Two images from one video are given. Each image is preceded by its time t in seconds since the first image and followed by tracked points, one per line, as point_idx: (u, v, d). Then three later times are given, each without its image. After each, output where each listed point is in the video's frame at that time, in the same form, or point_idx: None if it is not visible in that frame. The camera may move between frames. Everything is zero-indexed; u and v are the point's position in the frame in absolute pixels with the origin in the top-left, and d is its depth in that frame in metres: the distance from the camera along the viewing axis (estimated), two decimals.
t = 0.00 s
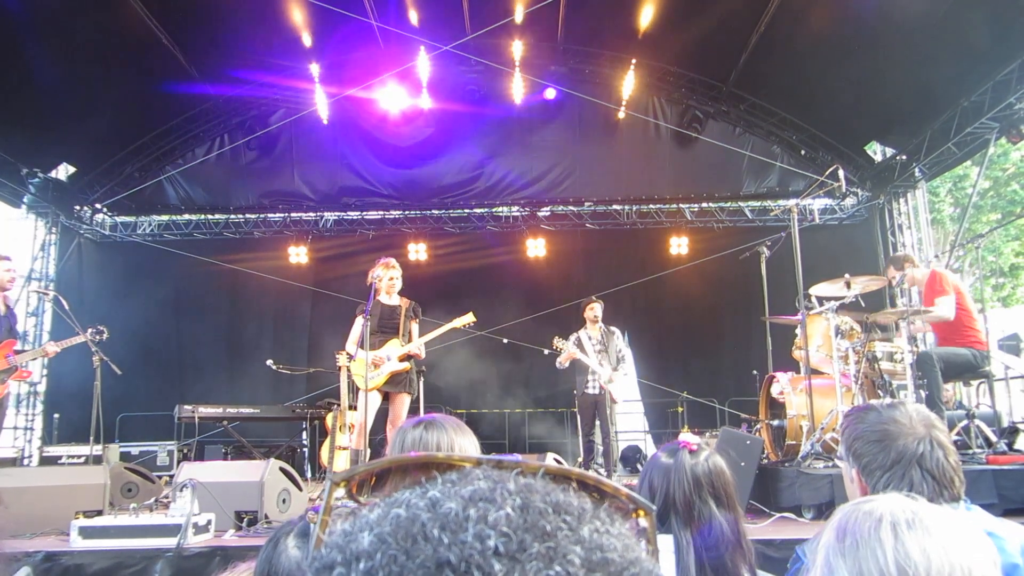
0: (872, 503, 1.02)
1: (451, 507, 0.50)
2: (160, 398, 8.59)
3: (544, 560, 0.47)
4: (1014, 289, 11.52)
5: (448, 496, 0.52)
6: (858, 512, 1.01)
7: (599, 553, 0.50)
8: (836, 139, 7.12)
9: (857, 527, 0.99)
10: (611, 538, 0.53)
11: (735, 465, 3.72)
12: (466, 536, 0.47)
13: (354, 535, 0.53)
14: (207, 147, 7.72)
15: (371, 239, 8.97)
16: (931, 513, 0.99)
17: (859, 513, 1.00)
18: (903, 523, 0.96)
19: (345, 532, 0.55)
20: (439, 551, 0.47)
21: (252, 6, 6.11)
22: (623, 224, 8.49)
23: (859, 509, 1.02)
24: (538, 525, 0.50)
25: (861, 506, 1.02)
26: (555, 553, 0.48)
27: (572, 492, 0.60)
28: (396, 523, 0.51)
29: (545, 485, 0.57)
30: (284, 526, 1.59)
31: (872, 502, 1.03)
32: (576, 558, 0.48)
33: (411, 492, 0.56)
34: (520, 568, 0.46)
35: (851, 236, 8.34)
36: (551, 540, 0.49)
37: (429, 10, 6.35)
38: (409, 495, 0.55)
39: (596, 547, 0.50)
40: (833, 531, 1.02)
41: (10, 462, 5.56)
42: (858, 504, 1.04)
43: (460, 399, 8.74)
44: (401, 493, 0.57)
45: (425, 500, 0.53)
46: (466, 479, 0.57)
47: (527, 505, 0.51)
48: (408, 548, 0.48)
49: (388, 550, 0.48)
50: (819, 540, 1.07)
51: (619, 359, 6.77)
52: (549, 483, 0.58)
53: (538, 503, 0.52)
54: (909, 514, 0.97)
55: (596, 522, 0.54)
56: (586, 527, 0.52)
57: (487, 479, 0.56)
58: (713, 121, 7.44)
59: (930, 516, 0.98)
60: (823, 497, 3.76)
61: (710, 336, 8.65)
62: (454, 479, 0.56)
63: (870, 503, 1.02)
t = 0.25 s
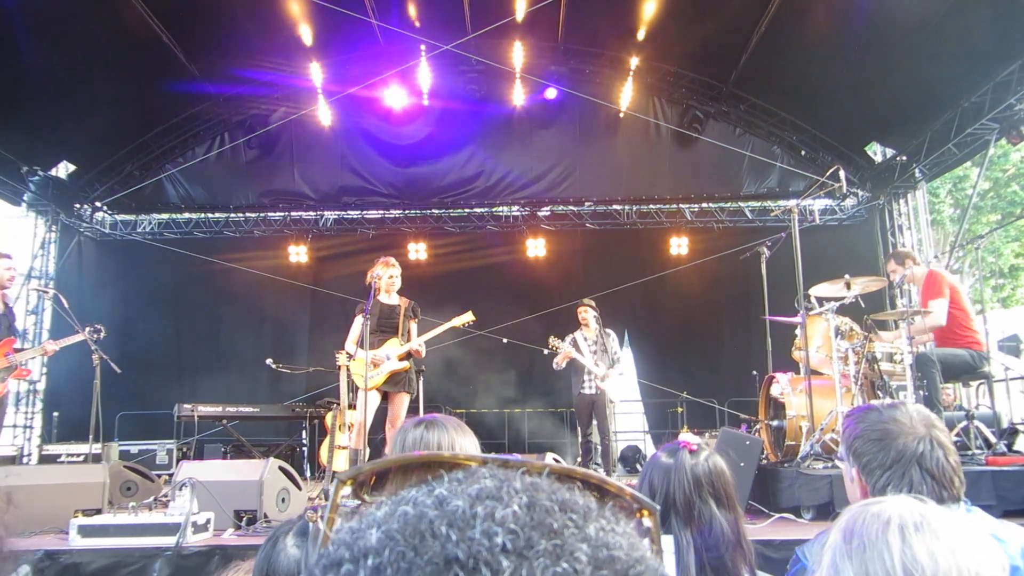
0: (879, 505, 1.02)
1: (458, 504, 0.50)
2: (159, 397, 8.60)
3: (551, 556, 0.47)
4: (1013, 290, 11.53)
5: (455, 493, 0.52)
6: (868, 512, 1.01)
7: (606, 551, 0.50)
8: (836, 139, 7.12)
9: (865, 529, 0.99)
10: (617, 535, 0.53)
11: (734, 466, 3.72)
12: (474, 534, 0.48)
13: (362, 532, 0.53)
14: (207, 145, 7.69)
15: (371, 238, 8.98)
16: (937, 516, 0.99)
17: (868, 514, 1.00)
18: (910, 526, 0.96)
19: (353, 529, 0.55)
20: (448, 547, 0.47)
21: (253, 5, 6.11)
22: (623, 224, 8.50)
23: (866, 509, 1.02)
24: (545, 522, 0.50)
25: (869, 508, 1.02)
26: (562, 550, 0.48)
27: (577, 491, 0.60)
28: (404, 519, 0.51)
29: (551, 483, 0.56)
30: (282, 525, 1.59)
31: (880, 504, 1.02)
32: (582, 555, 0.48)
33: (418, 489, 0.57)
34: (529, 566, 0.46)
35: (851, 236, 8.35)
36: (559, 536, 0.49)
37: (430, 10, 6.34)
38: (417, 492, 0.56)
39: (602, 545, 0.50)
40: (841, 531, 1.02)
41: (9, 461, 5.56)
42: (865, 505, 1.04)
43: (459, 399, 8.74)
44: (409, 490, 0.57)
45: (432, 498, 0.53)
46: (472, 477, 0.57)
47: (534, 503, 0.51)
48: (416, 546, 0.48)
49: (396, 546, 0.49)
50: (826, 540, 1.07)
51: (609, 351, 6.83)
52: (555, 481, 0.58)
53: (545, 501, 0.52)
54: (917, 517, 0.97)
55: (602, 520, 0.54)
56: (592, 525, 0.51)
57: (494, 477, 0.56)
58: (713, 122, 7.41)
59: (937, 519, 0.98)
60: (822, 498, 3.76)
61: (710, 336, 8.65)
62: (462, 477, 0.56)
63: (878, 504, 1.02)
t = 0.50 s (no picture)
0: (885, 506, 1.02)
1: (469, 506, 0.50)
2: (159, 397, 8.59)
3: (563, 559, 0.47)
4: (1013, 291, 11.53)
5: (466, 495, 0.52)
6: (874, 514, 1.01)
7: (617, 554, 0.50)
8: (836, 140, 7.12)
9: (871, 530, 0.98)
10: (627, 538, 0.53)
11: (734, 466, 3.72)
12: (486, 535, 0.48)
13: (372, 533, 0.53)
14: (207, 145, 7.69)
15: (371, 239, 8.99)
16: (943, 518, 0.99)
17: (874, 516, 1.00)
18: (916, 528, 0.96)
19: (362, 530, 0.55)
20: (459, 550, 0.47)
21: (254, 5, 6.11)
22: (623, 224, 8.51)
23: (870, 511, 1.02)
24: (556, 525, 0.50)
25: (873, 509, 1.02)
26: (574, 553, 0.48)
27: (587, 494, 0.61)
28: (414, 521, 0.51)
29: (561, 485, 0.57)
30: (282, 524, 1.58)
31: (886, 505, 1.02)
32: (595, 558, 0.48)
33: (427, 491, 0.57)
34: (541, 568, 0.46)
35: (851, 237, 8.35)
36: (571, 540, 0.49)
37: (430, 10, 6.32)
38: (426, 494, 0.56)
39: (614, 548, 0.51)
40: (845, 533, 1.02)
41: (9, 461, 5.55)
42: (870, 506, 1.04)
43: (459, 400, 8.74)
44: (418, 491, 0.57)
45: (442, 499, 0.53)
46: (483, 479, 0.57)
47: (544, 505, 0.52)
48: (427, 548, 0.48)
49: (407, 549, 0.48)
50: (831, 541, 1.07)
51: (605, 354, 6.82)
52: (563, 483, 0.59)
53: (556, 502, 0.52)
54: (923, 519, 0.97)
55: (611, 522, 0.54)
56: (604, 528, 0.52)
57: (503, 479, 0.57)
58: (713, 122, 7.42)
59: (944, 521, 0.98)
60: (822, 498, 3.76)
61: (710, 337, 8.66)
62: (471, 479, 0.57)
63: (884, 506, 1.02)
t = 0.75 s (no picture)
0: (884, 507, 1.02)
1: (478, 510, 0.51)
2: (160, 397, 8.60)
3: (574, 565, 0.47)
4: (1013, 291, 11.53)
5: (475, 499, 0.52)
6: (872, 517, 1.00)
7: (629, 559, 0.51)
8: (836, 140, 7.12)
9: (870, 534, 0.98)
10: (637, 542, 0.54)
11: (735, 466, 3.72)
12: (495, 540, 0.48)
13: (379, 537, 0.53)
14: (207, 146, 7.69)
15: (371, 239, 9.00)
16: (942, 517, 0.99)
17: (873, 519, 1.00)
18: (917, 530, 0.96)
19: (369, 535, 0.55)
20: (469, 555, 0.47)
21: (254, 6, 6.11)
22: (623, 224, 8.48)
23: (869, 513, 1.02)
24: (566, 530, 0.50)
25: (872, 511, 1.02)
26: (585, 559, 0.49)
27: (596, 497, 0.61)
28: (423, 525, 0.51)
29: (570, 489, 0.57)
30: (283, 524, 1.58)
31: (884, 506, 1.02)
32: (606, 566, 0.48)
33: (435, 494, 0.57)
34: (552, 574, 0.46)
35: (851, 236, 8.35)
36: (581, 544, 0.50)
37: (431, 9, 6.29)
38: (434, 497, 0.56)
39: (625, 553, 0.51)
40: (845, 536, 1.02)
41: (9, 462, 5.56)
42: (868, 508, 1.04)
43: (460, 400, 8.75)
44: (425, 495, 0.58)
45: (451, 503, 0.53)
46: (491, 482, 0.58)
47: (554, 509, 0.52)
48: (436, 551, 0.48)
49: (416, 553, 0.49)
50: (829, 543, 1.07)
51: (603, 355, 6.82)
52: (572, 486, 0.59)
53: (566, 507, 0.53)
54: (923, 520, 0.97)
55: (622, 527, 0.54)
56: (614, 533, 0.52)
57: (511, 481, 0.57)
58: (713, 122, 7.42)
59: (944, 521, 0.98)
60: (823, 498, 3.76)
61: (710, 337, 8.66)
62: (479, 482, 0.57)
63: (883, 507, 1.02)
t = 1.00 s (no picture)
0: (878, 506, 1.01)
1: (481, 507, 0.51)
2: (160, 398, 8.61)
3: (578, 562, 0.48)
4: (1014, 290, 11.54)
5: (477, 496, 0.52)
6: (866, 517, 1.00)
7: (632, 556, 0.51)
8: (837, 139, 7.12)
9: (866, 536, 0.98)
10: (641, 540, 0.54)
11: (736, 466, 3.73)
12: (498, 538, 0.47)
13: (381, 535, 0.53)
14: (207, 147, 7.67)
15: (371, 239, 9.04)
16: (935, 515, 0.99)
17: (867, 519, 0.99)
18: (913, 530, 0.95)
19: (371, 533, 0.55)
20: (472, 552, 0.47)
21: (254, 8, 6.10)
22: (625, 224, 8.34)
23: (862, 513, 1.01)
24: (569, 528, 0.50)
25: (865, 511, 1.01)
26: (589, 557, 0.49)
27: (599, 494, 0.61)
28: (425, 523, 0.51)
29: (573, 486, 0.57)
30: (282, 525, 1.58)
31: (877, 505, 1.02)
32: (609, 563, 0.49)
33: (438, 492, 0.57)
34: (555, 571, 0.46)
35: (851, 236, 8.35)
36: (584, 542, 0.50)
37: (430, 9, 6.25)
38: (436, 495, 0.56)
39: (628, 551, 0.51)
40: (839, 538, 1.01)
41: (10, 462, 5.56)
42: (860, 508, 1.03)
43: (460, 400, 8.76)
44: (427, 492, 0.57)
45: (454, 500, 0.53)
46: (493, 479, 0.58)
47: (557, 507, 0.52)
48: (439, 549, 0.48)
49: (419, 551, 0.48)
50: (822, 545, 1.06)
51: (605, 357, 6.86)
52: (574, 484, 0.59)
53: (569, 504, 0.53)
54: (918, 520, 0.97)
55: (625, 525, 0.55)
56: (618, 530, 0.53)
57: (514, 479, 0.57)
58: (713, 122, 7.40)
59: (937, 520, 0.98)
60: (823, 497, 3.77)
61: (710, 336, 8.68)
62: (482, 480, 0.57)
63: (876, 507, 1.01)
